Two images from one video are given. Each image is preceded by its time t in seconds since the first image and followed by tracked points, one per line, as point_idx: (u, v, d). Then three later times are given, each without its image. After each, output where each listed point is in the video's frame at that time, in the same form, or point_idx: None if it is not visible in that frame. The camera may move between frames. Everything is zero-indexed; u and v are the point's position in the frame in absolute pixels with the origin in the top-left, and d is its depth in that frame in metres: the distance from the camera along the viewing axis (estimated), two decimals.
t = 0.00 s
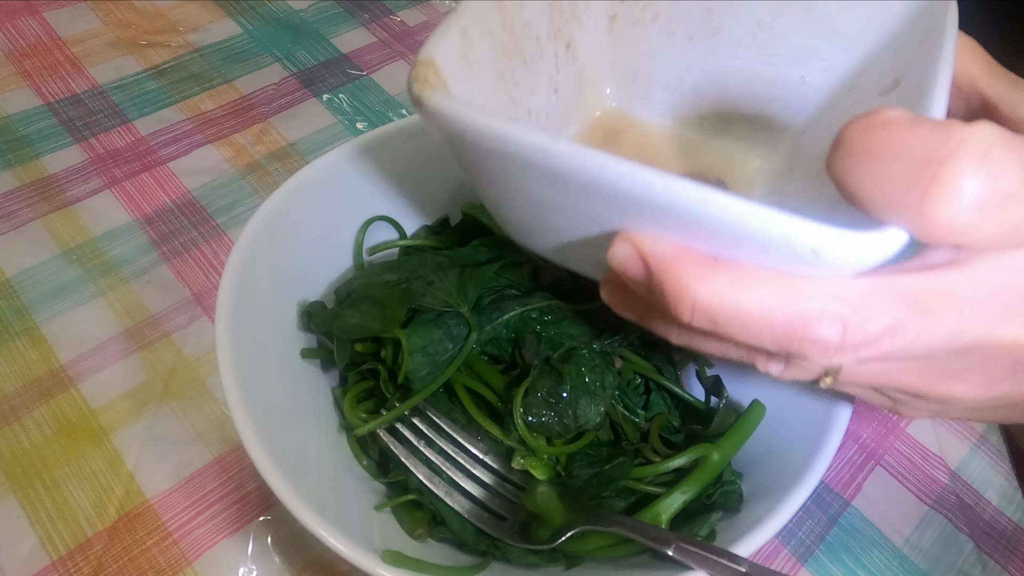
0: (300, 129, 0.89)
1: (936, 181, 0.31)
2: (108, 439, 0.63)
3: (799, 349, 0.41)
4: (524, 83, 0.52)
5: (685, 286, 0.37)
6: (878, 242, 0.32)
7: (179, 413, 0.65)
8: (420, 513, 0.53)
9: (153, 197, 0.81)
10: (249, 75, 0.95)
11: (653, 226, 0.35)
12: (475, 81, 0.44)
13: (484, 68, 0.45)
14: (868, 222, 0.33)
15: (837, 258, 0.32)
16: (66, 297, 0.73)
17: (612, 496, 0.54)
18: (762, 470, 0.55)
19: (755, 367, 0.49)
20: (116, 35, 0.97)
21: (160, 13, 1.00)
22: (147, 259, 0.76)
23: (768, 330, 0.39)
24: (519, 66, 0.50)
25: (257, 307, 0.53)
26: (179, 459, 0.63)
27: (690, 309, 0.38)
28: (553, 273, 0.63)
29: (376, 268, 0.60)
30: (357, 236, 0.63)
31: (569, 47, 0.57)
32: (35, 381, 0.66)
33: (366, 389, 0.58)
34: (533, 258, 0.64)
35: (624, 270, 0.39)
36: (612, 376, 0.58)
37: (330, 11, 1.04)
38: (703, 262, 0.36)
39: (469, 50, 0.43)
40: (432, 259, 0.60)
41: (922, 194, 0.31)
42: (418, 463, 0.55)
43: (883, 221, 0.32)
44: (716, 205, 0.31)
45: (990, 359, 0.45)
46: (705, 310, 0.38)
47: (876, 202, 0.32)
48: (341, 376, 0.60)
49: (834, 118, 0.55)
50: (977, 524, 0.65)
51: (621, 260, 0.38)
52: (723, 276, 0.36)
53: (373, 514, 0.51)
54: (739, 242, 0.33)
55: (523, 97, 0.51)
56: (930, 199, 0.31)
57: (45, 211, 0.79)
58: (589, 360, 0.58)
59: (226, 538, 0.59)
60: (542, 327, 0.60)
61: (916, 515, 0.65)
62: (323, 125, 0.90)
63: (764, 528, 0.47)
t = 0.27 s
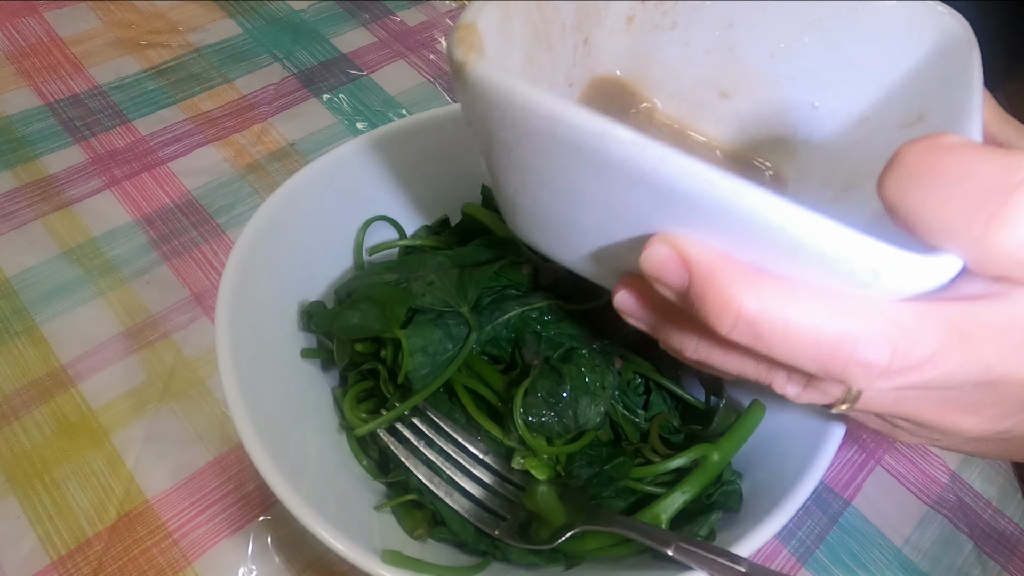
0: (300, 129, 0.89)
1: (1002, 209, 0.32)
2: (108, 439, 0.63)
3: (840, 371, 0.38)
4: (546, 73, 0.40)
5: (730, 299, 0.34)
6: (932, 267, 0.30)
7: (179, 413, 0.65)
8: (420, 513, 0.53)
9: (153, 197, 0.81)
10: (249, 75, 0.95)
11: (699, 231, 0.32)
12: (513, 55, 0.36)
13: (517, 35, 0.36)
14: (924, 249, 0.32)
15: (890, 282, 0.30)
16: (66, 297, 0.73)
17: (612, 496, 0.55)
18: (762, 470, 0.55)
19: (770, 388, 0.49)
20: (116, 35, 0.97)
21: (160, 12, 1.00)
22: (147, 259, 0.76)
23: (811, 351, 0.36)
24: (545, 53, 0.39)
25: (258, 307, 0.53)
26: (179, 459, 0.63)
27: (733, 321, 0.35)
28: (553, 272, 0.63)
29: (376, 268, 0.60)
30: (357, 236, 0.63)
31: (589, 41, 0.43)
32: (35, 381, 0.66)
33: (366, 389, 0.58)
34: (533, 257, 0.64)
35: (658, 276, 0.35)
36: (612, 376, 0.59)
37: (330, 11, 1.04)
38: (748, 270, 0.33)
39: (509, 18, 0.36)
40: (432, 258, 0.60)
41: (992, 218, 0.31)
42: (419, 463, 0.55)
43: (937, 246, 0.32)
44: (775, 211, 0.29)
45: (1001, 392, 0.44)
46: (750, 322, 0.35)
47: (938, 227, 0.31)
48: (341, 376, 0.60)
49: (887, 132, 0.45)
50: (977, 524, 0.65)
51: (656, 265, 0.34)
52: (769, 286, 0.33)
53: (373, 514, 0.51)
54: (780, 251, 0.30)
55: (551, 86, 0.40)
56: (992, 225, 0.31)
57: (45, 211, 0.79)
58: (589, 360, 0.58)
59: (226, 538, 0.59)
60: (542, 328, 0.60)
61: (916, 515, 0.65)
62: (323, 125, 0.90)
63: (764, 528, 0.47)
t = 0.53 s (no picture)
0: (300, 129, 0.89)
1: None
2: (108, 439, 0.63)
3: (858, 322, 0.37)
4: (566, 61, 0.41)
5: (748, 243, 0.33)
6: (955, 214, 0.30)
7: (179, 412, 0.65)
8: (420, 513, 0.53)
9: (153, 197, 0.81)
10: (249, 75, 0.95)
11: (718, 173, 0.30)
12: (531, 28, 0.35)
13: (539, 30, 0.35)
14: (950, 193, 0.34)
15: (908, 226, 0.30)
16: (66, 297, 0.73)
17: (612, 496, 0.55)
18: (762, 470, 0.55)
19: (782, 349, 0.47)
20: (116, 35, 0.97)
21: (160, 13, 1.00)
22: (147, 259, 0.76)
23: (828, 299, 0.36)
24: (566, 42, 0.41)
25: (258, 307, 0.53)
26: (179, 459, 0.63)
27: (748, 265, 0.34)
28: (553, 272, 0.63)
29: (376, 268, 0.60)
30: (357, 236, 0.63)
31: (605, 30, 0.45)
32: (35, 381, 0.66)
33: (366, 389, 0.58)
34: (533, 257, 0.64)
35: (673, 224, 0.33)
36: (612, 376, 0.59)
37: (330, 11, 1.04)
38: (768, 215, 0.32)
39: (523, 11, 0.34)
40: (432, 258, 0.60)
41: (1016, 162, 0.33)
42: (419, 463, 0.55)
43: (961, 192, 0.33)
44: (800, 154, 0.28)
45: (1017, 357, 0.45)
46: (768, 268, 0.34)
47: (963, 172, 0.34)
48: (341, 376, 0.60)
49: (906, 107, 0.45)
50: (977, 524, 0.65)
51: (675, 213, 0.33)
52: (791, 231, 0.32)
53: (373, 514, 0.51)
54: (803, 196, 0.30)
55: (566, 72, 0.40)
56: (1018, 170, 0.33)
57: (45, 211, 0.79)
58: (588, 360, 0.58)
59: (226, 538, 0.59)
60: (542, 328, 0.60)
61: (916, 515, 0.65)
62: (322, 125, 0.90)
63: (764, 529, 0.47)
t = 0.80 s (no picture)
0: (300, 129, 0.89)
1: (1011, 205, 0.32)
2: (108, 439, 0.63)
3: (862, 376, 0.40)
4: (563, 107, 0.46)
5: (742, 309, 0.36)
6: (937, 272, 0.31)
7: (179, 412, 0.65)
8: (420, 513, 0.53)
9: (153, 197, 0.81)
10: (249, 75, 0.95)
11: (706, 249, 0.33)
12: (520, 102, 0.39)
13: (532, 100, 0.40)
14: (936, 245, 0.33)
15: (898, 285, 0.31)
16: (66, 297, 0.73)
17: (612, 496, 0.55)
18: (762, 470, 0.55)
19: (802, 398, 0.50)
20: (116, 35, 0.97)
21: (160, 12, 1.00)
22: (147, 259, 0.76)
23: (829, 357, 0.39)
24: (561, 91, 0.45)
25: (258, 307, 0.53)
26: (179, 459, 0.63)
27: (747, 331, 0.37)
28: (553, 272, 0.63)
29: (376, 268, 0.60)
30: (357, 236, 0.63)
31: (606, 70, 0.50)
32: (35, 381, 0.66)
33: (366, 389, 0.58)
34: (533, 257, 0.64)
35: (673, 293, 0.37)
36: (612, 376, 0.59)
37: (330, 11, 1.04)
38: (760, 282, 0.35)
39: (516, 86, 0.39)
40: (432, 258, 0.60)
41: (997, 215, 0.32)
42: (419, 463, 0.55)
43: (950, 246, 0.32)
44: (776, 229, 0.30)
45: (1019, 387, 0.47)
46: (765, 332, 0.37)
47: (947, 227, 0.33)
48: (341, 376, 0.60)
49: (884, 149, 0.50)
50: (977, 524, 0.65)
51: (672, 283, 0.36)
52: (781, 297, 0.35)
53: (373, 514, 0.51)
54: (786, 261, 0.32)
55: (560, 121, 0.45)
56: (1002, 221, 0.32)
57: (45, 211, 0.79)
58: (589, 360, 0.58)
59: (226, 538, 0.59)
60: (542, 327, 0.60)
61: (916, 515, 0.65)
62: (322, 125, 0.90)
63: (764, 529, 0.47)
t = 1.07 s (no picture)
0: (301, 129, 0.89)
1: None
2: (108, 439, 0.63)
3: (902, 362, 0.44)
4: (620, 72, 0.51)
5: (782, 304, 0.41)
6: (952, 275, 0.34)
7: (179, 412, 0.65)
8: (420, 513, 0.53)
9: (153, 197, 0.81)
10: (249, 75, 0.95)
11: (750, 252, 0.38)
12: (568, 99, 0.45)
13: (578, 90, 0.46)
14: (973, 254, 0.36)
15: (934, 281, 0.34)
16: (66, 297, 0.73)
17: (612, 496, 0.54)
18: (762, 470, 0.55)
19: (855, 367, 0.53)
20: (116, 35, 0.97)
21: (160, 12, 1.00)
22: (147, 259, 0.76)
23: (869, 344, 0.42)
24: (613, 60, 0.50)
25: (258, 308, 0.53)
26: (179, 459, 0.63)
27: (789, 324, 0.43)
28: (553, 272, 0.62)
29: (376, 268, 0.60)
30: (357, 236, 0.63)
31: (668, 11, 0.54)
32: (35, 381, 0.66)
33: (366, 389, 0.58)
34: (533, 257, 0.64)
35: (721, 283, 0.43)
36: (611, 376, 0.59)
37: (330, 11, 1.04)
38: (802, 277, 0.40)
39: (558, 87, 0.44)
40: (432, 258, 0.59)
41: None
42: (418, 463, 0.55)
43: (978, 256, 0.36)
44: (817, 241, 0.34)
45: None
46: (803, 323, 0.42)
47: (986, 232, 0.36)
48: (341, 376, 0.60)
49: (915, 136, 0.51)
50: (977, 524, 0.65)
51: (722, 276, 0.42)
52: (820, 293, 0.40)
53: (373, 514, 0.51)
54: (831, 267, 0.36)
55: (614, 86, 0.51)
56: None
57: (45, 211, 0.79)
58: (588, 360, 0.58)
59: (226, 538, 0.59)
60: (542, 328, 0.60)
61: (916, 515, 0.65)
62: (322, 125, 0.90)
63: (764, 529, 0.47)
